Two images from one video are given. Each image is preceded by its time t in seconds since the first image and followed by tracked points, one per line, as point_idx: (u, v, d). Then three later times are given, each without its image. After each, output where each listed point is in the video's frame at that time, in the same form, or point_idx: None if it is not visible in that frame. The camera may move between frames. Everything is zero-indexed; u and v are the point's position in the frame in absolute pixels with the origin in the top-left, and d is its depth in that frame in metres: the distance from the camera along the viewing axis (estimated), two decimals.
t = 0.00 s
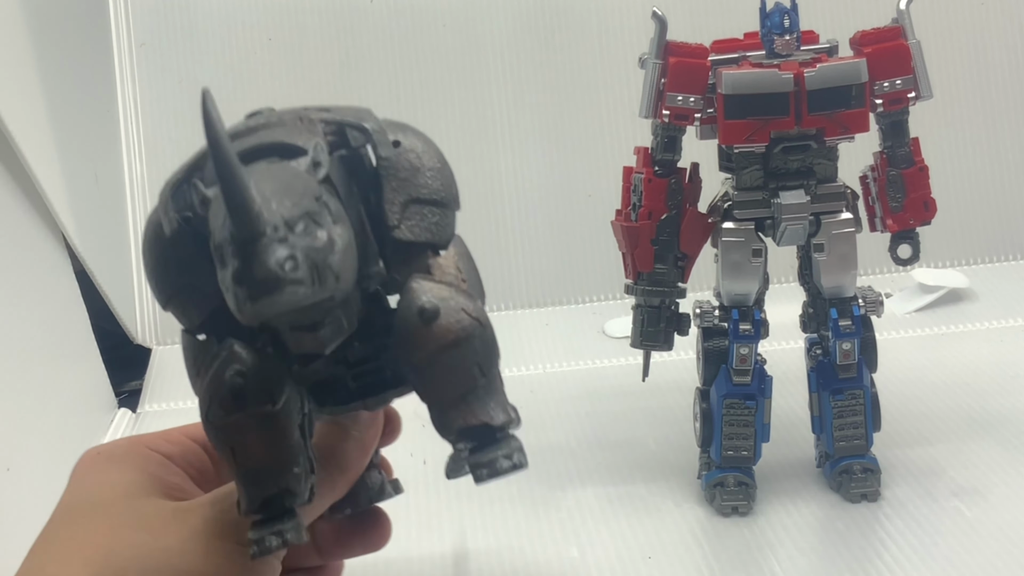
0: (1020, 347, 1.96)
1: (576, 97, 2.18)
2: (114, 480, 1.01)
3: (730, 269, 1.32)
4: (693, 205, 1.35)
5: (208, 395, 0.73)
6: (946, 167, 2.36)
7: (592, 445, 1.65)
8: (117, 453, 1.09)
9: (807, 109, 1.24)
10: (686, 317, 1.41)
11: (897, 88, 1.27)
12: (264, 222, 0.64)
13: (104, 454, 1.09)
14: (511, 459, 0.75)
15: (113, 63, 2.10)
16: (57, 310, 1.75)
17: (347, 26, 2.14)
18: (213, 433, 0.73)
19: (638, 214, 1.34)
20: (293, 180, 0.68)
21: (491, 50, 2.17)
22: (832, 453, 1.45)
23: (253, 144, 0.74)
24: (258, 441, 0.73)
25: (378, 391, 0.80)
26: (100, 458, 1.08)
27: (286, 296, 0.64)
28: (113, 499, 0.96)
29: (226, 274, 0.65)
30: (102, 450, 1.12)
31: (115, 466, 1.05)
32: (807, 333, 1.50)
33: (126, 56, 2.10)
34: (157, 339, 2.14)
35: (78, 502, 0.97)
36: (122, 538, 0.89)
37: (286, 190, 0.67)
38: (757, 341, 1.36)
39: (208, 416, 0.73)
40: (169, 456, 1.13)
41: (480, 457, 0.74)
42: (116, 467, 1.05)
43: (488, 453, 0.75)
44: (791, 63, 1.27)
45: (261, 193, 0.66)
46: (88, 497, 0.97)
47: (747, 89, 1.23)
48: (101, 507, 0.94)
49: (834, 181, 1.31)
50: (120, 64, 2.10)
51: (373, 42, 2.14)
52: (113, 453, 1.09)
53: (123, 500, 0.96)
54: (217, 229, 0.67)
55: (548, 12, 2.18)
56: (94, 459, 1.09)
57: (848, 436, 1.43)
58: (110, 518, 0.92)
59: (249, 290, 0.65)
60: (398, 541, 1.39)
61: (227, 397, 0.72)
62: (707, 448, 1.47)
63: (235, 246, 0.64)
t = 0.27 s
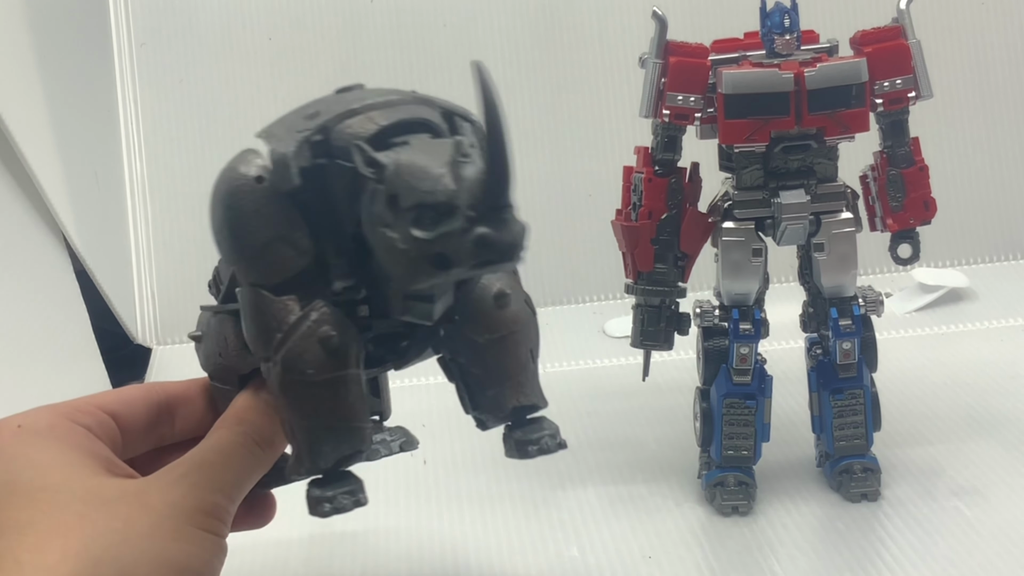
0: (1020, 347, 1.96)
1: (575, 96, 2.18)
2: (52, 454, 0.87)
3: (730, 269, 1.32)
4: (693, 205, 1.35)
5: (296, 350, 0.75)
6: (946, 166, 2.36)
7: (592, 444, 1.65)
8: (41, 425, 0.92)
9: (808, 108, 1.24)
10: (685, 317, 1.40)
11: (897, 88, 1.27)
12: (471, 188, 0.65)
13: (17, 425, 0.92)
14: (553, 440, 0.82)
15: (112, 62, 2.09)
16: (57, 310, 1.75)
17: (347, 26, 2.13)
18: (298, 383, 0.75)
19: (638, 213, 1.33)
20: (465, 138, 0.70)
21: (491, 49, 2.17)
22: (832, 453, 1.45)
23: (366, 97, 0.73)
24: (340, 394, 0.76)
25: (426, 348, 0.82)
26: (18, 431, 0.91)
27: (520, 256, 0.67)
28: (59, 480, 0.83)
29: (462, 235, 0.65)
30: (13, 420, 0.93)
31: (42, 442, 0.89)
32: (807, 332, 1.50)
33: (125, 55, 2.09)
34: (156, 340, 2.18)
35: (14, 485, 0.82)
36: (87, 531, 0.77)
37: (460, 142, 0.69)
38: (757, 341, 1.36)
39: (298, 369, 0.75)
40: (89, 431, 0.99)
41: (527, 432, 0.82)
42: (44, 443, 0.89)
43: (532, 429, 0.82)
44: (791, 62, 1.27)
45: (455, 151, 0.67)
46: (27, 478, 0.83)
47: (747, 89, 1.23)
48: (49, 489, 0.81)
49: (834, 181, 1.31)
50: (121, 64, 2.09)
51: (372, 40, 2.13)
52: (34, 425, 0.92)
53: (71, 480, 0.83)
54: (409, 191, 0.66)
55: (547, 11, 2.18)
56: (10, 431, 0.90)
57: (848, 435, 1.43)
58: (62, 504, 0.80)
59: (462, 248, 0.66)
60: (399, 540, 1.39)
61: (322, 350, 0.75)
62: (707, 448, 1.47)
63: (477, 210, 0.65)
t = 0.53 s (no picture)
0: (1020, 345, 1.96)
1: (576, 95, 2.18)
2: (77, 455, 0.87)
3: (730, 268, 1.32)
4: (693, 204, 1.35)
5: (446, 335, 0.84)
6: (946, 165, 2.36)
7: (592, 443, 1.66)
8: (54, 428, 0.92)
9: (808, 107, 1.24)
10: (686, 316, 1.40)
11: (898, 87, 1.27)
12: (668, 212, 0.81)
13: (30, 427, 0.91)
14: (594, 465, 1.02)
15: (113, 61, 2.10)
16: (58, 308, 1.75)
17: (347, 25, 2.14)
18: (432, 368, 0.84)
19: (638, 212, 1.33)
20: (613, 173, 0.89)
21: (491, 48, 2.17)
22: (832, 452, 1.45)
23: (516, 130, 0.90)
24: (463, 382, 0.86)
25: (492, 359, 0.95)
26: (34, 433, 0.90)
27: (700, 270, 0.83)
28: (88, 482, 0.83)
29: (660, 245, 0.80)
30: (20, 423, 0.92)
31: (61, 444, 0.89)
32: (807, 331, 1.50)
33: (126, 55, 2.10)
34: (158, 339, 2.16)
35: (48, 484, 0.82)
36: (123, 533, 0.79)
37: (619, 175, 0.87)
38: (757, 340, 1.36)
39: (436, 355, 0.83)
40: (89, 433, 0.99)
41: (574, 452, 1.02)
42: (64, 443, 0.89)
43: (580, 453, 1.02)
44: (791, 61, 1.27)
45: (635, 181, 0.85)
46: (57, 478, 0.83)
47: (747, 88, 1.23)
48: (82, 490, 0.82)
49: (834, 180, 1.31)
50: (121, 65, 2.11)
51: (373, 40, 2.14)
52: (48, 428, 0.92)
53: (99, 481, 0.84)
54: (596, 205, 0.83)
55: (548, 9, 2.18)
56: (25, 433, 0.90)
57: (848, 434, 1.43)
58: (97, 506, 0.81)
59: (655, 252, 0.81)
60: (400, 538, 1.40)
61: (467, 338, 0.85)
62: (707, 447, 1.47)
63: (679, 224, 0.80)
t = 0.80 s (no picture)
0: (1020, 344, 1.96)
1: (576, 94, 2.18)
2: (91, 467, 0.87)
3: (730, 267, 1.32)
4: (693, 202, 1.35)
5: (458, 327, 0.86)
6: (946, 164, 2.36)
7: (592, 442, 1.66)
8: (66, 442, 0.93)
9: (808, 106, 1.24)
10: (685, 314, 1.39)
11: (898, 85, 1.27)
12: (667, 203, 0.88)
13: (43, 442, 0.91)
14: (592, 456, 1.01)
15: (113, 60, 2.10)
16: (57, 307, 1.75)
17: (347, 24, 2.13)
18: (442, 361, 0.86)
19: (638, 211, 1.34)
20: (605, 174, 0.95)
21: (491, 47, 2.17)
22: (832, 450, 1.45)
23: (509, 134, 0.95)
24: (473, 373, 0.88)
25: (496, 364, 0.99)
26: (44, 447, 0.90)
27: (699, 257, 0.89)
28: (102, 494, 0.83)
29: (663, 231, 0.86)
30: (31, 439, 0.92)
31: (74, 457, 0.89)
32: (807, 330, 1.49)
33: (125, 54, 2.10)
34: (157, 337, 2.14)
35: (63, 497, 0.82)
36: (141, 539, 0.79)
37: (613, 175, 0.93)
38: (757, 339, 1.36)
39: (448, 348, 0.85)
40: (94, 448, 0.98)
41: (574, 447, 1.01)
42: (75, 456, 0.90)
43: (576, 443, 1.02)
44: (791, 60, 1.27)
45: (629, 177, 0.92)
46: (71, 491, 0.83)
47: (748, 86, 1.23)
48: (97, 504, 0.82)
49: (834, 178, 1.31)
50: (121, 64, 2.10)
51: (373, 40, 2.14)
52: (61, 443, 0.92)
53: (115, 489, 0.84)
54: (599, 197, 0.88)
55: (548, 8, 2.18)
56: (38, 447, 0.90)
57: (848, 433, 1.42)
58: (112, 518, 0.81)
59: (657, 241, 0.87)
60: (400, 537, 1.40)
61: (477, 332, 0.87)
62: (707, 445, 1.47)
63: (678, 212, 0.87)
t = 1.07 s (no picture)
0: (1019, 342, 1.96)
1: (576, 93, 2.18)
2: (94, 476, 0.87)
3: (729, 264, 1.32)
4: (693, 200, 1.35)
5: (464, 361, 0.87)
6: (945, 162, 2.36)
7: (592, 440, 1.66)
8: (68, 449, 0.92)
9: (807, 104, 1.24)
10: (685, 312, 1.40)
11: (897, 84, 1.27)
12: (681, 248, 0.86)
13: (45, 448, 0.90)
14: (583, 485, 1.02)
15: (113, 58, 2.10)
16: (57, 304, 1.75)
17: (347, 22, 2.14)
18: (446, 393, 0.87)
19: (638, 209, 1.34)
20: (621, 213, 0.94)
21: (491, 46, 2.17)
22: (831, 448, 1.45)
23: (526, 167, 0.94)
24: (476, 404, 0.88)
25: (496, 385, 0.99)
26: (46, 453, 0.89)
27: (709, 303, 0.88)
28: (105, 504, 0.83)
29: (674, 278, 0.85)
30: (31, 445, 0.91)
31: (78, 465, 0.88)
32: (806, 328, 1.50)
33: (125, 52, 2.10)
34: (157, 335, 2.14)
35: (66, 508, 0.82)
36: (150, 550, 0.79)
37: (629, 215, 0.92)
38: (756, 336, 1.37)
39: (457, 379, 0.86)
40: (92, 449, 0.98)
41: (564, 475, 1.02)
42: (79, 464, 0.89)
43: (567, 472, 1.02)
44: (790, 58, 1.27)
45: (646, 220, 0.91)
46: (75, 501, 0.83)
47: (747, 85, 1.23)
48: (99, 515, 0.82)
49: (833, 176, 1.31)
50: (121, 63, 2.11)
51: (372, 39, 2.15)
52: (64, 449, 0.91)
53: (122, 499, 0.84)
54: (612, 239, 0.87)
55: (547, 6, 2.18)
56: (41, 454, 0.89)
57: (847, 430, 1.43)
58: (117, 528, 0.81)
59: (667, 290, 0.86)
60: (400, 535, 1.40)
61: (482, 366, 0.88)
62: (706, 443, 1.47)
63: (692, 259, 0.86)
